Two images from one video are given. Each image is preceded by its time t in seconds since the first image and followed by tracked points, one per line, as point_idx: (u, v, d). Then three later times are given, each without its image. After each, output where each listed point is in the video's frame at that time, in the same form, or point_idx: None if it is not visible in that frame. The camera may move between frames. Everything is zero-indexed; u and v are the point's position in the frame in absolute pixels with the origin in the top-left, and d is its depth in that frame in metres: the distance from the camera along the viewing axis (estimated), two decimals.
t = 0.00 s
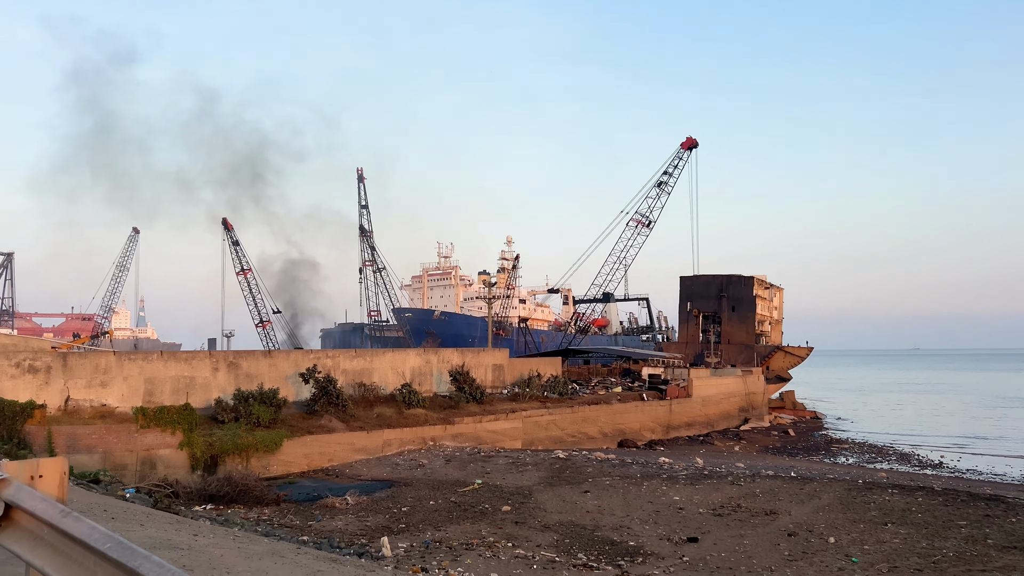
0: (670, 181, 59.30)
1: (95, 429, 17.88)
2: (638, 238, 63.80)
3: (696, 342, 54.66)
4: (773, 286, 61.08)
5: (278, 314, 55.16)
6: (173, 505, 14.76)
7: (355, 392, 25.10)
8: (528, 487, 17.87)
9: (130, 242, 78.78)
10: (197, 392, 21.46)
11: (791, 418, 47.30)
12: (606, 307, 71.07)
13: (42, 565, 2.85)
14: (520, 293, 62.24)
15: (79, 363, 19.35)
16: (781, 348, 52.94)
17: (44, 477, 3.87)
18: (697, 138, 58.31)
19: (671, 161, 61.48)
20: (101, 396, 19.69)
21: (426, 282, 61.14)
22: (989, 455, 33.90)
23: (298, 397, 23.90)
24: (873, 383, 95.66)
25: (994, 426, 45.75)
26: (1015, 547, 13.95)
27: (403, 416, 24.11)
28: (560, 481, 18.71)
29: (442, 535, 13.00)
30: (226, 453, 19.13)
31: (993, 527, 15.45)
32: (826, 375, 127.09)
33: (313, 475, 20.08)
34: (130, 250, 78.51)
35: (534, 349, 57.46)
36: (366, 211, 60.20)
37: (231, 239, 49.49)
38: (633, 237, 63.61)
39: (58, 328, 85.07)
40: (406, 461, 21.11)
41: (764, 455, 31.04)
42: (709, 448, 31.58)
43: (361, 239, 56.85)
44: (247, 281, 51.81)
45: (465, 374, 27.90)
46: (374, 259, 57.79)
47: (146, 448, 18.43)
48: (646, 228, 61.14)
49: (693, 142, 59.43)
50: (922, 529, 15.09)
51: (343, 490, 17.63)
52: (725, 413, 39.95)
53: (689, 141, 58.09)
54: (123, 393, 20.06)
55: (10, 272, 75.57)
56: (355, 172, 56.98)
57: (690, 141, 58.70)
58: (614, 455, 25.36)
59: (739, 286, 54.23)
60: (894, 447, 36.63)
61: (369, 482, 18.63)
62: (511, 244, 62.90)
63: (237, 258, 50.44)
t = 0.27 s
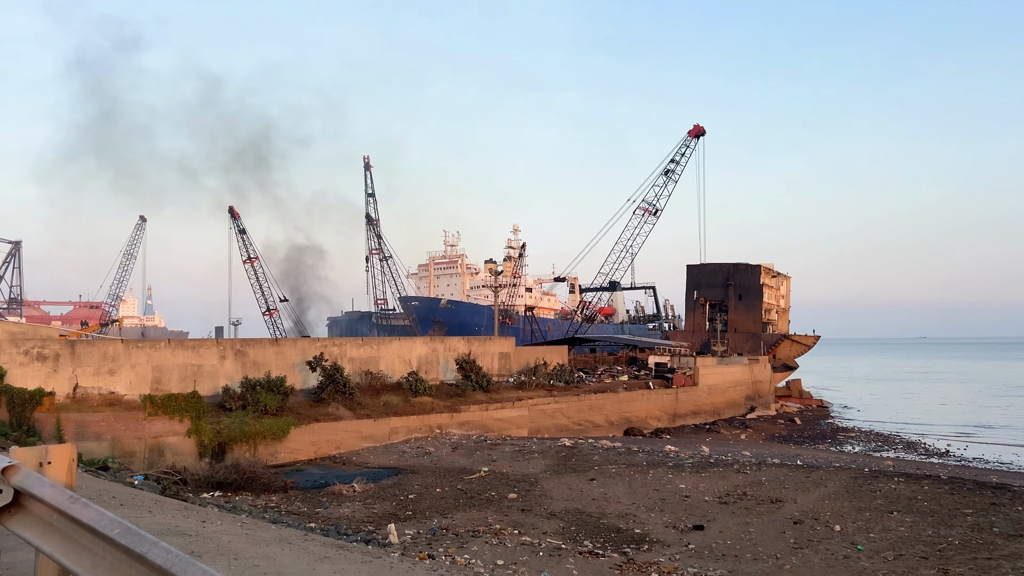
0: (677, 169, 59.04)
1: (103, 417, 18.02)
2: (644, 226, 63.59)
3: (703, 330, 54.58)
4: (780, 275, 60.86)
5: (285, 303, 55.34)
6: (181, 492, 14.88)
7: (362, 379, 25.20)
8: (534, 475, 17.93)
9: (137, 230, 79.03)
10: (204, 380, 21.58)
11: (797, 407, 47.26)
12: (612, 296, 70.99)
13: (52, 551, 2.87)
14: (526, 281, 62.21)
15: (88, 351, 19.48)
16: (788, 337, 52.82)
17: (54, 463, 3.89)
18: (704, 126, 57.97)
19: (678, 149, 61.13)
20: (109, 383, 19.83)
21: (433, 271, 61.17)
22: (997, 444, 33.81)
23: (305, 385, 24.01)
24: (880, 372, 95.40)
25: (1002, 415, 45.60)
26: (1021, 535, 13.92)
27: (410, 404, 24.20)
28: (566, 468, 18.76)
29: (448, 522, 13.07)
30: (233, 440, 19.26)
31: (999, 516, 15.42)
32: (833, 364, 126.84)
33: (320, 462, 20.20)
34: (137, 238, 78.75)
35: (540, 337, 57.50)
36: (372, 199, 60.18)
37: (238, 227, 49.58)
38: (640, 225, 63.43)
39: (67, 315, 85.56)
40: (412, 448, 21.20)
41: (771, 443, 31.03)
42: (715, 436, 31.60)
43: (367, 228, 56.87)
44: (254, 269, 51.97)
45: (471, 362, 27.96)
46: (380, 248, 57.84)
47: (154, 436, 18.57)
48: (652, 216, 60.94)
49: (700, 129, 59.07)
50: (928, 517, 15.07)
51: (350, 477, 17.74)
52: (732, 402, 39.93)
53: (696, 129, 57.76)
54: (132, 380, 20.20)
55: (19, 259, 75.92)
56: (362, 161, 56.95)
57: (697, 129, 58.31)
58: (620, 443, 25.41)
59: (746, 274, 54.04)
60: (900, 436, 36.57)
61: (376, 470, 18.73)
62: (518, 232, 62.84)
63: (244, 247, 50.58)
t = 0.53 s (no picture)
0: (683, 162, 58.90)
1: (111, 409, 18.11)
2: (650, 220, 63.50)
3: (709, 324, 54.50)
4: (787, 269, 60.69)
5: (291, 296, 55.46)
6: (188, 485, 14.97)
7: (368, 373, 25.27)
8: (540, 469, 17.96)
9: (144, 224, 79.35)
10: (211, 373, 21.67)
11: (804, 401, 47.18)
12: (618, 290, 70.93)
13: (62, 544, 2.89)
14: (532, 275, 62.20)
15: (95, 344, 19.59)
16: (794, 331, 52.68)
17: (64, 457, 3.90)
18: (711, 119, 57.79)
19: (684, 143, 60.98)
20: (117, 376, 19.93)
21: (439, 265, 61.19)
22: (1004, 439, 33.71)
23: (311, 378, 24.08)
24: (886, 367, 95.09)
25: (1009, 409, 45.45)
26: None
27: (415, 397, 24.26)
28: (571, 462, 18.78)
29: (454, 515, 13.11)
30: (240, 433, 19.36)
31: (1006, 511, 15.38)
32: (840, 358, 126.48)
33: (327, 455, 20.28)
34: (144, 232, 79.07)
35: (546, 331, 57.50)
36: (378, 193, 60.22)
37: (244, 221, 49.69)
38: (646, 219, 63.33)
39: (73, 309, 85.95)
40: (418, 442, 21.26)
41: (777, 437, 31.00)
42: (721, 430, 31.58)
43: (373, 221, 56.93)
44: (260, 263, 52.10)
45: (477, 356, 28.00)
46: (386, 242, 57.90)
47: (161, 429, 18.67)
48: (659, 210, 60.84)
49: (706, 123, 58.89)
50: (934, 512, 15.05)
51: (356, 470, 17.81)
52: (738, 396, 39.90)
53: (703, 123, 57.59)
54: (139, 373, 20.30)
55: (26, 253, 76.23)
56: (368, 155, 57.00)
57: (703, 123, 58.11)
58: (626, 437, 25.44)
59: (752, 268, 53.91)
60: (907, 430, 36.49)
61: (382, 463, 18.80)
62: (523, 226, 62.81)
63: (250, 241, 50.71)
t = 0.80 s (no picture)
0: (689, 161, 58.79)
1: (118, 407, 18.19)
2: (656, 218, 63.48)
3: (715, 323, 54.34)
4: (793, 268, 60.51)
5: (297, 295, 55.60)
6: (194, 482, 15.02)
7: (373, 370, 25.29)
8: (546, 467, 17.95)
9: (151, 223, 79.93)
10: (217, 371, 21.74)
11: (810, 399, 47.03)
12: (624, 288, 70.86)
13: (72, 541, 2.90)
14: (538, 274, 62.18)
15: (102, 341, 19.69)
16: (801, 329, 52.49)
17: (73, 454, 3.92)
18: (717, 117, 57.64)
19: (691, 141, 60.82)
20: (124, 373, 20.01)
21: (444, 263, 61.21)
22: (1012, 438, 33.50)
23: (317, 376, 24.12)
24: (893, 366, 94.71)
25: (1017, 409, 45.23)
26: None
27: (421, 395, 24.28)
28: (577, 461, 18.75)
29: (460, 513, 13.12)
30: (246, 431, 19.44)
31: (1014, 510, 15.29)
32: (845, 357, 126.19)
33: (333, 453, 20.32)
34: (152, 231, 79.96)
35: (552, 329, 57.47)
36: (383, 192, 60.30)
37: (251, 219, 49.84)
38: (652, 217, 63.31)
39: (81, 307, 86.44)
40: (424, 440, 21.26)
41: (783, 436, 30.90)
42: (727, 429, 31.52)
43: (379, 220, 57.01)
44: (267, 261, 52.24)
45: (482, 354, 28.02)
46: (392, 240, 57.97)
47: (168, 426, 18.75)
48: (665, 209, 60.76)
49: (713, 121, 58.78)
50: (941, 512, 14.97)
51: (362, 468, 17.83)
52: (744, 394, 39.80)
53: (709, 120, 57.47)
54: (146, 370, 20.39)
55: (34, 252, 76.72)
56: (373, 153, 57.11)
57: (710, 121, 58.01)
58: (631, 435, 25.42)
59: (759, 267, 53.72)
60: (914, 429, 36.32)
61: (388, 461, 18.81)
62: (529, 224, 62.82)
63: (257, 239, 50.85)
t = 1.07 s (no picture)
0: (695, 162, 58.75)
1: (125, 407, 18.26)
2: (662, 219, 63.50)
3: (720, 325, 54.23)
4: (799, 270, 60.35)
5: (302, 296, 55.74)
6: (200, 482, 15.07)
7: (379, 372, 25.33)
8: (551, 469, 17.93)
9: (157, 223, 80.31)
10: (223, 372, 21.81)
11: (816, 402, 46.89)
12: (629, 290, 70.79)
13: (79, 541, 2.91)
14: (543, 275, 62.18)
15: (109, 342, 19.76)
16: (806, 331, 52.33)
17: (80, 455, 3.92)
18: (723, 119, 57.56)
19: (697, 143, 60.60)
20: (130, 374, 20.08)
21: (450, 264, 61.26)
22: (1019, 441, 33.34)
23: (323, 377, 24.16)
24: (898, 368, 94.41)
25: None
26: None
27: (426, 396, 24.29)
28: (582, 462, 18.73)
29: (465, 515, 13.11)
30: (252, 432, 19.48)
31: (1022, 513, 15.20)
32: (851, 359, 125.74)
33: (338, 454, 20.35)
34: (158, 232, 80.37)
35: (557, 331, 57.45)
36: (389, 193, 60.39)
37: (257, 220, 49.99)
38: (658, 219, 63.31)
39: (86, 307, 86.91)
40: (429, 441, 21.28)
41: (789, 439, 30.80)
42: (732, 431, 31.45)
43: (385, 221, 57.10)
44: (272, 262, 52.37)
45: (488, 356, 28.01)
46: (398, 241, 58.05)
47: (174, 427, 18.82)
48: (670, 210, 60.71)
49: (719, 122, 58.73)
50: (948, 514, 14.89)
51: (367, 469, 17.85)
52: (750, 397, 39.69)
53: (715, 122, 57.42)
54: (152, 371, 20.45)
55: (41, 252, 77.11)
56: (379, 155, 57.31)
57: (716, 122, 57.90)
58: (637, 437, 25.39)
59: (765, 269, 53.60)
60: (921, 432, 36.17)
61: (393, 462, 18.82)
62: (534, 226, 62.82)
63: (263, 240, 50.99)
